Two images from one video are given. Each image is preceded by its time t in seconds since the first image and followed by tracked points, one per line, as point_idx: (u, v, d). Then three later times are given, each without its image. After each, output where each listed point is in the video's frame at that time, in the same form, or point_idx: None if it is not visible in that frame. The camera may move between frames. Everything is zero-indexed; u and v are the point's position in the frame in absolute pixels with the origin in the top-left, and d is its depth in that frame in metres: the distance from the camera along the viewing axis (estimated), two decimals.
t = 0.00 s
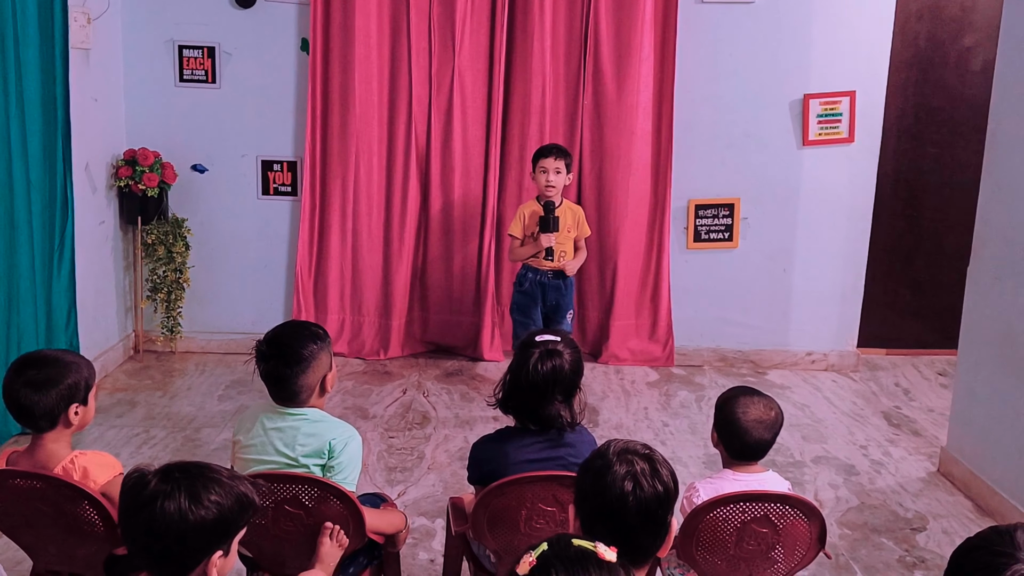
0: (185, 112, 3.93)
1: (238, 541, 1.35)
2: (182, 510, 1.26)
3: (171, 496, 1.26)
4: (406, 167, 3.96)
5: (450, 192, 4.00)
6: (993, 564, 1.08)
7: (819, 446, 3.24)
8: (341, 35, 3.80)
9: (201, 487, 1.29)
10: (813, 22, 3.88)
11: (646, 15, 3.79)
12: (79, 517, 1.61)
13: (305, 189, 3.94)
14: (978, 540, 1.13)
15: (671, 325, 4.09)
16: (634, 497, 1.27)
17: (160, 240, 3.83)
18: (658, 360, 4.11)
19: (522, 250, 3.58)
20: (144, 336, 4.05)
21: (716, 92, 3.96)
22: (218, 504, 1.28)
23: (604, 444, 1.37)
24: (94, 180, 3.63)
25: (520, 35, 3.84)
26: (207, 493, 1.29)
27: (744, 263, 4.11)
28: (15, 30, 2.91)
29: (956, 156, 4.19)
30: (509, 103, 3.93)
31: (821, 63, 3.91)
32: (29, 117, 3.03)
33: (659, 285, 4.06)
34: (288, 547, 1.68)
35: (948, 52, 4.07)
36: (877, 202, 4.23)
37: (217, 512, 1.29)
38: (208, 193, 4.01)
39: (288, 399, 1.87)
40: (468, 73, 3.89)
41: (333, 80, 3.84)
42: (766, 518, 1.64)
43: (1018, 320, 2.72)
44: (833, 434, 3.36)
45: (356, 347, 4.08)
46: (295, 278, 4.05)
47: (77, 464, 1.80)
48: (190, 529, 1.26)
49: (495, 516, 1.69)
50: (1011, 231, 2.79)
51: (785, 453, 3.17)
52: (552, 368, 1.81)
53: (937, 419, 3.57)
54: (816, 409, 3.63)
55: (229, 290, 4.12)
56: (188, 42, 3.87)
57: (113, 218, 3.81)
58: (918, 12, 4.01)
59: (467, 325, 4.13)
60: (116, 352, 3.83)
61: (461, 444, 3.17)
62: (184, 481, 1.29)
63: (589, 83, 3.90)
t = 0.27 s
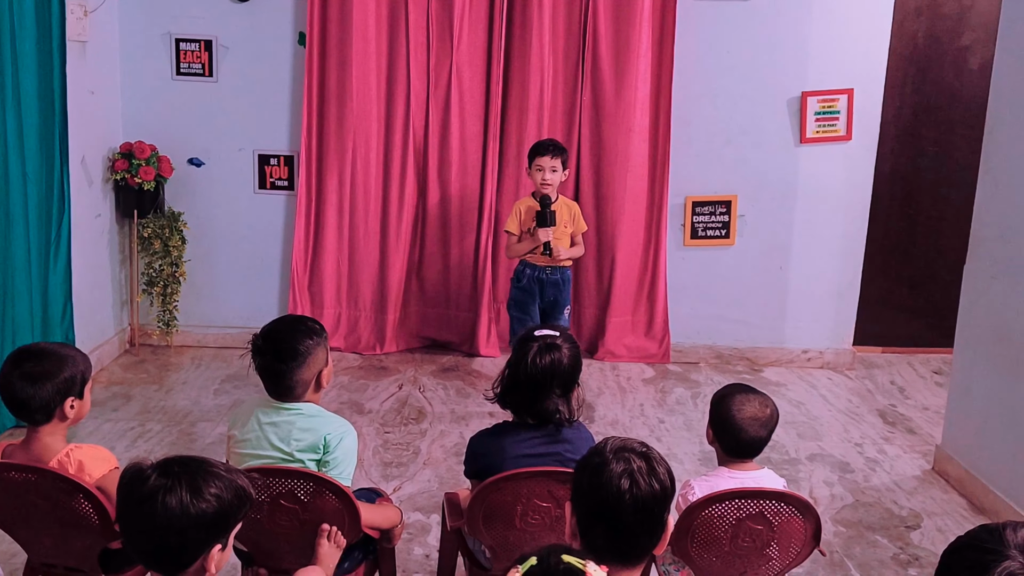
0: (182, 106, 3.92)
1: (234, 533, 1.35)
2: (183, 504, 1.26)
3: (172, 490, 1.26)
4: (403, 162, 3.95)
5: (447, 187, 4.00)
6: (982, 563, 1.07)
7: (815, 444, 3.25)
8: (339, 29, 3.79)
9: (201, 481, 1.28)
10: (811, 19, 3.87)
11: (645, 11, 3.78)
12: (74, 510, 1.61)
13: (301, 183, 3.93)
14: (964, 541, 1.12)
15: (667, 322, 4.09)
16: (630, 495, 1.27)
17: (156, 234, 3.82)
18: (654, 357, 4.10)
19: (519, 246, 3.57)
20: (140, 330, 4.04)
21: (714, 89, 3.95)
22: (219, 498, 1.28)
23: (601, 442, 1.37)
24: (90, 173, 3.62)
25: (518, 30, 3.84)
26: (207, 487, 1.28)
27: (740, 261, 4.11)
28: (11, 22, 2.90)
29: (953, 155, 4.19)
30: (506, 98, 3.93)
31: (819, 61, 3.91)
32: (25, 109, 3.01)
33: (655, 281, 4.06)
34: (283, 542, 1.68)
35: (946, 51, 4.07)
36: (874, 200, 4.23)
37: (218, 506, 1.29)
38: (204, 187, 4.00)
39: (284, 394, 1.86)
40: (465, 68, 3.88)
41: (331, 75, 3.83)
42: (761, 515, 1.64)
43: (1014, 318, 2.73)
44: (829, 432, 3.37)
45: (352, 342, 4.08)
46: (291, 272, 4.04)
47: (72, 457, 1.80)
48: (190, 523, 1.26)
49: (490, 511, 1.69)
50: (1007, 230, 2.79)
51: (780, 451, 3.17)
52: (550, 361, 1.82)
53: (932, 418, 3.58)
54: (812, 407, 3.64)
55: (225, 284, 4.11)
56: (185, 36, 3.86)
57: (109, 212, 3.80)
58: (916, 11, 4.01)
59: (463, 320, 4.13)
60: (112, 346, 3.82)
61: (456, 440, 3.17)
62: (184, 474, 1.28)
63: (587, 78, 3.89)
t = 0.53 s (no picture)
0: (179, 102, 3.90)
1: (238, 527, 1.34)
2: (187, 495, 1.25)
3: (177, 481, 1.25)
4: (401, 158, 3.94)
5: (444, 184, 3.99)
6: (974, 564, 1.07)
7: (811, 441, 3.25)
8: (336, 24, 3.78)
9: (205, 472, 1.28)
10: (810, 16, 3.87)
11: (643, 8, 3.77)
12: (69, 506, 1.60)
13: (298, 179, 3.92)
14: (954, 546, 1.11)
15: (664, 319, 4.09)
16: (628, 493, 1.26)
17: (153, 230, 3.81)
18: (650, 354, 4.10)
19: (516, 243, 3.57)
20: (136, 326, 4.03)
21: (712, 86, 3.95)
22: (223, 490, 1.27)
23: (598, 440, 1.36)
24: (87, 169, 3.60)
25: (516, 26, 3.83)
26: (211, 478, 1.28)
27: (737, 258, 4.11)
28: (9, 17, 2.89)
29: (950, 153, 4.19)
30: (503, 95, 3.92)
31: (817, 58, 3.91)
32: (23, 105, 3.00)
33: (652, 278, 4.06)
34: (278, 539, 1.67)
35: (943, 49, 4.07)
36: (871, 197, 4.23)
37: (221, 497, 1.28)
38: (200, 183, 3.99)
39: (280, 390, 1.86)
40: (463, 64, 3.87)
41: (328, 71, 3.82)
42: (758, 514, 1.64)
43: (1011, 317, 2.73)
44: (825, 430, 3.37)
45: (348, 338, 4.07)
46: (287, 269, 4.03)
47: (68, 454, 1.78)
48: (195, 514, 1.25)
49: (486, 509, 1.68)
50: (1004, 228, 2.79)
51: (777, 448, 3.17)
52: (548, 358, 1.82)
53: (929, 415, 3.58)
54: (809, 404, 3.64)
55: (221, 280, 4.10)
56: (182, 32, 3.84)
57: (106, 208, 3.79)
58: (914, 8, 4.01)
59: (460, 317, 4.12)
60: (108, 342, 3.81)
61: (453, 437, 3.17)
62: (188, 466, 1.28)
63: (585, 76, 3.88)
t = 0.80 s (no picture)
0: (178, 100, 3.89)
1: (239, 531, 1.33)
2: (190, 500, 1.24)
3: (180, 485, 1.24)
4: (400, 157, 3.94)
5: (444, 183, 3.98)
6: (972, 567, 1.06)
7: (810, 441, 3.25)
8: (335, 22, 3.77)
9: (209, 477, 1.26)
10: (809, 16, 3.87)
11: (642, 7, 3.77)
12: (68, 505, 1.60)
13: (297, 178, 3.92)
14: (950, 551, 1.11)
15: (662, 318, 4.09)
16: (626, 494, 1.26)
17: (151, 229, 3.80)
18: (649, 353, 4.10)
19: (515, 242, 3.56)
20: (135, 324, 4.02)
21: (711, 85, 3.95)
22: (226, 494, 1.26)
23: (597, 440, 1.36)
24: (86, 167, 3.59)
25: (515, 25, 3.82)
26: (215, 483, 1.27)
27: (736, 257, 4.11)
28: (9, 15, 2.88)
29: (950, 152, 4.19)
30: (503, 94, 3.91)
31: (817, 58, 3.90)
32: (22, 103, 2.99)
33: (651, 277, 4.06)
34: (277, 538, 1.67)
35: (943, 48, 4.06)
36: (870, 197, 4.23)
37: (224, 502, 1.26)
38: (199, 181, 3.98)
39: (279, 389, 1.85)
40: (462, 62, 3.87)
41: (327, 69, 3.81)
42: (757, 514, 1.63)
43: (1011, 317, 2.73)
44: (824, 429, 3.37)
45: (347, 337, 4.06)
46: (286, 267, 4.02)
47: (67, 452, 1.78)
48: (197, 518, 1.24)
49: (485, 508, 1.68)
50: (1004, 229, 2.79)
51: (776, 448, 3.17)
52: (548, 356, 1.81)
53: (928, 415, 3.58)
54: (808, 404, 3.64)
55: (220, 278, 4.09)
56: (181, 30, 3.84)
57: (105, 206, 3.78)
58: (914, 8, 4.00)
59: (458, 316, 4.11)
60: (107, 340, 3.80)
61: (451, 436, 3.16)
62: (191, 470, 1.26)
63: (584, 75, 3.88)
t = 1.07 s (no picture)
0: (177, 101, 3.89)
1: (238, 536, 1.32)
2: (186, 508, 1.23)
3: (175, 494, 1.23)
4: (399, 157, 3.93)
5: (443, 183, 3.98)
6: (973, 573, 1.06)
7: (811, 440, 3.24)
8: (334, 22, 3.77)
9: (203, 485, 1.25)
10: (809, 15, 3.86)
11: (641, 6, 3.77)
12: (67, 508, 1.59)
13: (296, 178, 3.91)
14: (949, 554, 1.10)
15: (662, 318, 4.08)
16: (626, 496, 1.26)
17: (150, 229, 3.80)
18: (649, 353, 4.09)
19: (515, 242, 3.56)
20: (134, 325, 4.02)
21: (710, 85, 3.94)
22: (222, 501, 1.25)
23: (597, 441, 1.35)
24: (85, 168, 3.59)
25: (514, 25, 3.82)
26: (210, 490, 1.25)
27: (736, 256, 4.10)
28: (7, 16, 2.87)
29: (949, 151, 4.18)
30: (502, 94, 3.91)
31: (816, 56, 3.90)
32: (21, 104, 2.99)
33: (651, 277, 4.06)
34: (277, 540, 1.66)
35: (942, 46, 4.06)
36: (870, 195, 4.23)
37: (220, 509, 1.25)
38: (198, 182, 3.98)
39: (278, 390, 1.85)
40: (461, 62, 3.86)
41: (326, 69, 3.81)
42: (758, 514, 1.63)
43: (1011, 316, 2.72)
44: (825, 429, 3.36)
45: (346, 337, 4.05)
46: (285, 268, 4.02)
47: (66, 454, 1.77)
48: (194, 526, 1.23)
49: (485, 509, 1.67)
50: (1004, 228, 2.79)
51: (776, 447, 3.17)
52: (548, 353, 1.81)
53: (928, 414, 3.58)
54: (808, 403, 3.63)
55: (220, 279, 4.09)
56: (180, 30, 3.83)
57: (104, 207, 3.77)
58: (913, 6, 4.00)
59: (458, 316, 4.11)
60: (106, 341, 3.80)
61: (451, 436, 3.16)
62: (186, 478, 1.25)
63: (584, 74, 3.87)
